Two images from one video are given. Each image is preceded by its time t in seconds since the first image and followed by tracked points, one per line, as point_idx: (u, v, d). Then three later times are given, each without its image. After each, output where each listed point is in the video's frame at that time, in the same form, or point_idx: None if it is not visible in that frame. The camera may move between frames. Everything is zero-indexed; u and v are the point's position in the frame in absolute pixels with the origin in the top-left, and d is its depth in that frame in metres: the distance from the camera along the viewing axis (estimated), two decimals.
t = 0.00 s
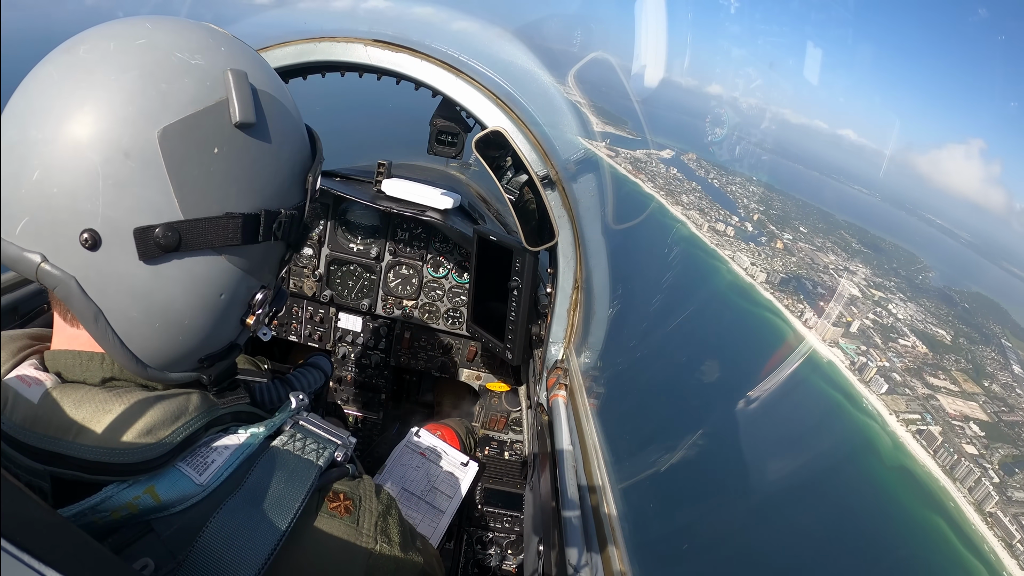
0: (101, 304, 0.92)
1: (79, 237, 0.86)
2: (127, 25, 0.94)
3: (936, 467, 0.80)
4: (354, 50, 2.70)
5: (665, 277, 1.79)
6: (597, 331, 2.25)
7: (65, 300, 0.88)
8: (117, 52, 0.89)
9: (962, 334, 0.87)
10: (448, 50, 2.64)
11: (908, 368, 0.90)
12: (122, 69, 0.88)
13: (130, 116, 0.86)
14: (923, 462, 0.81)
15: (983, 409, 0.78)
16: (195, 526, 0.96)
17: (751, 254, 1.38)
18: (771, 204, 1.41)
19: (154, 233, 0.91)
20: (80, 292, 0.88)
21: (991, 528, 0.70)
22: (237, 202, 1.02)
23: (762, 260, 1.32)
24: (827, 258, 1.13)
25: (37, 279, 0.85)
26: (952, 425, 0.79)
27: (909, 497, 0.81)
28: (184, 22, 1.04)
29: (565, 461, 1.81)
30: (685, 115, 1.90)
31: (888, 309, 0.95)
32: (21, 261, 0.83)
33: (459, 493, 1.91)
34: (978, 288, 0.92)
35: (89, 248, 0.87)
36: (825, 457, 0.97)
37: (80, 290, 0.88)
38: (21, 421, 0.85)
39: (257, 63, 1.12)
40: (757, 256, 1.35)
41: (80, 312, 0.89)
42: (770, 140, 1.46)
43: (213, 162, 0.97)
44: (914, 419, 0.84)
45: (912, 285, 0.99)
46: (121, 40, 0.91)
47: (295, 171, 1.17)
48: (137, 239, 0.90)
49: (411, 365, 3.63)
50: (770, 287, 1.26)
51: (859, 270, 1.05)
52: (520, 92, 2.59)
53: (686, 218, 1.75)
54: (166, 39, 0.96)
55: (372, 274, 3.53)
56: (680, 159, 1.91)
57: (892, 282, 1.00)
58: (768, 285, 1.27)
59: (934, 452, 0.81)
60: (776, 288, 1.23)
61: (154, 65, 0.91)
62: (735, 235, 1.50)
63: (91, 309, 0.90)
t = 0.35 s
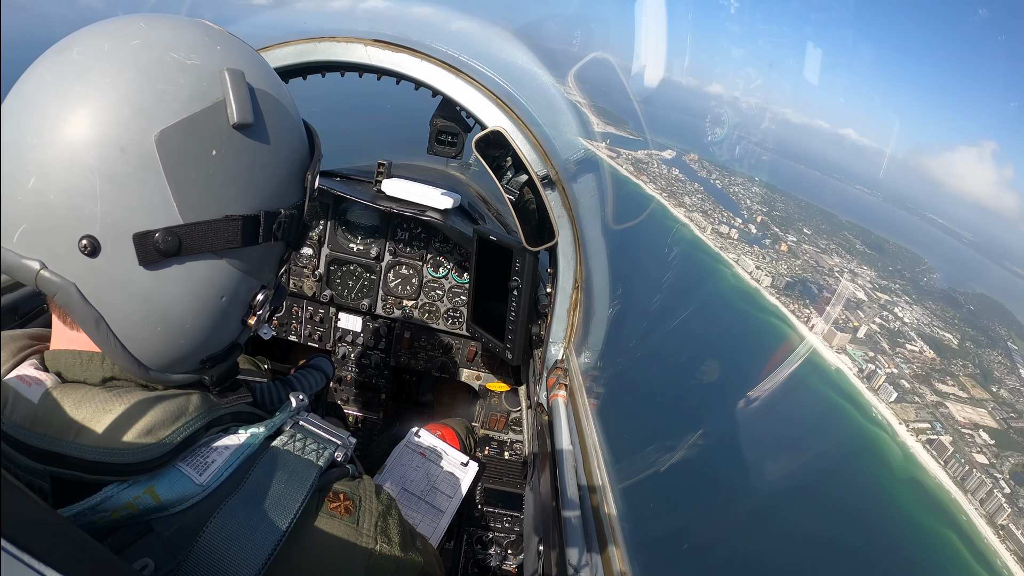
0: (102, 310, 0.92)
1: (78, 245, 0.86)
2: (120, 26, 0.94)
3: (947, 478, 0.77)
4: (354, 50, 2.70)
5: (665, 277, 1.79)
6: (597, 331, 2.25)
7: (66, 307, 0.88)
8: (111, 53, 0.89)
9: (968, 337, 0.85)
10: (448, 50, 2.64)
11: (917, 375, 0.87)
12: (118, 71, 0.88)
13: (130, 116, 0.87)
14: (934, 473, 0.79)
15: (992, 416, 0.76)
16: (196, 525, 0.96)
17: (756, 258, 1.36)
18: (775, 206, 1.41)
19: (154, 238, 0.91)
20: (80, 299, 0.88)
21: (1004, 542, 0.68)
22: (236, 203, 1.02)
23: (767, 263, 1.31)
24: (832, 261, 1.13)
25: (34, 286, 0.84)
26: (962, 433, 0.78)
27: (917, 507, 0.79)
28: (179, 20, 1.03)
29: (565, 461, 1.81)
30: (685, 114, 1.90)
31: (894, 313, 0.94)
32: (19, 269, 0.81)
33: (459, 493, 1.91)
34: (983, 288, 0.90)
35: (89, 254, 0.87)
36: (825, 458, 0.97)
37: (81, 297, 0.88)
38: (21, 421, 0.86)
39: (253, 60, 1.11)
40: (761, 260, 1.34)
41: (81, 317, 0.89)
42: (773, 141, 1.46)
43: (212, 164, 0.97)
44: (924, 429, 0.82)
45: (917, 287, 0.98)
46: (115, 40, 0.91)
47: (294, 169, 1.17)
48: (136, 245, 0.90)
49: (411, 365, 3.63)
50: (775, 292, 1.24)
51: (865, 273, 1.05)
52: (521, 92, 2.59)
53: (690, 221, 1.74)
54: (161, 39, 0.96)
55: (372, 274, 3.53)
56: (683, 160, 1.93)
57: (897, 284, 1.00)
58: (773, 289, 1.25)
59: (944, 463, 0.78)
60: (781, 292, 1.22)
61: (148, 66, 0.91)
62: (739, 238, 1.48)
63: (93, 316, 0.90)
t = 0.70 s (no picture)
0: (110, 319, 0.93)
1: (81, 255, 0.87)
2: (104, 26, 0.92)
3: (956, 490, 0.75)
4: (354, 50, 2.70)
5: (665, 277, 1.79)
6: (597, 331, 2.25)
7: (73, 319, 0.89)
8: (96, 57, 0.87)
9: (974, 342, 0.84)
10: (448, 50, 2.64)
11: (924, 382, 0.86)
12: (107, 74, 0.87)
13: (126, 122, 0.86)
14: (942, 484, 0.77)
15: (1000, 423, 0.74)
16: (194, 527, 0.96)
17: (760, 262, 1.34)
18: (777, 207, 1.40)
19: (159, 243, 0.92)
20: (86, 308, 0.90)
21: (1015, 557, 0.67)
22: (235, 203, 1.02)
23: (771, 268, 1.28)
24: (837, 264, 1.12)
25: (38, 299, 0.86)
26: (971, 443, 0.75)
27: (929, 521, 0.77)
28: (160, 16, 1.01)
29: (565, 461, 1.81)
30: (685, 115, 1.90)
31: (900, 318, 0.93)
32: (19, 282, 0.84)
33: (459, 493, 1.91)
34: (986, 291, 0.91)
35: (92, 265, 0.88)
36: (825, 457, 0.97)
37: (86, 307, 0.90)
38: (21, 421, 0.86)
39: (239, 52, 1.09)
40: (766, 264, 1.31)
41: (89, 327, 0.91)
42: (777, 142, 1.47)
43: (210, 164, 0.97)
44: (934, 439, 0.80)
45: (922, 290, 0.98)
46: (100, 43, 0.89)
47: (289, 160, 1.16)
48: (140, 250, 0.91)
49: (411, 365, 3.63)
50: (780, 297, 1.21)
51: (870, 276, 1.04)
52: (520, 92, 2.59)
53: (694, 226, 1.70)
54: (145, 37, 0.93)
55: (372, 274, 3.53)
56: (684, 161, 1.93)
57: (903, 287, 0.99)
58: (777, 295, 1.22)
59: (955, 475, 0.76)
60: (785, 298, 1.19)
61: (138, 67, 0.90)
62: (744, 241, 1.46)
63: (100, 324, 0.91)
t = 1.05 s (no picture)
0: (112, 338, 0.93)
1: (77, 280, 0.85)
2: (71, 31, 0.85)
3: (968, 505, 0.73)
4: (354, 50, 2.70)
5: (665, 276, 1.80)
6: (597, 331, 2.26)
7: (75, 343, 0.89)
8: (69, 71, 0.81)
9: (980, 347, 0.83)
10: (448, 50, 2.65)
11: (932, 391, 0.85)
12: (82, 89, 0.81)
13: (108, 142, 0.83)
14: (954, 500, 0.75)
15: (1009, 432, 0.74)
16: (195, 526, 0.96)
17: (766, 268, 1.32)
18: (779, 209, 1.40)
19: (155, 261, 0.92)
20: (88, 332, 0.89)
21: None
22: (227, 208, 1.02)
23: (775, 273, 1.27)
24: (841, 268, 1.12)
25: (38, 326, 0.85)
26: (981, 453, 0.75)
27: (927, 517, 0.78)
28: (127, 7, 0.93)
29: (565, 462, 1.81)
30: (686, 116, 1.92)
31: (906, 324, 0.93)
32: (18, 312, 0.83)
33: (459, 492, 1.91)
34: (989, 293, 0.90)
35: (89, 289, 0.86)
36: (825, 457, 0.97)
37: (87, 331, 0.89)
38: (21, 421, 0.86)
39: (217, 43, 1.04)
40: (770, 269, 1.30)
41: (92, 348, 0.90)
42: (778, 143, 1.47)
43: (198, 172, 0.95)
44: (944, 451, 0.79)
45: (926, 293, 0.99)
46: (69, 54, 0.82)
47: (275, 154, 1.15)
48: (137, 269, 0.90)
49: (411, 365, 3.64)
50: (786, 304, 1.19)
51: (874, 280, 1.05)
52: (521, 92, 2.59)
53: (696, 229, 1.69)
54: (116, 40, 0.87)
55: (372, 274, 3.53)
56: (686, 163, 1.95)
57: (907, 291, 1.00)
58: (782, 301, 1.20)
59: (966, 488, 0.74)
60: (791, 304, 1.17)
61: (115, 77, 0.85)
62: (749, 248, 1.44)
63: (103, 345, 0.91)
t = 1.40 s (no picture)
0: (118, 351, 0.93)
1: (80, 297, 0.84)
2: (54, 39, 0.82)
3: (978, 520, 0.73)
4: (354, 50, 2.70)
5: (665, 276, 1.80)
6: (597, 331, 2.26)
7: (81, 358, 0.89)
8: (56, 82, 0.79)
9: (985, 354, 0.85)
10: (448, 50, 2.64)
11: (940, 402, 0.84)
12: (72, 101, 0.79)
13: (104, 155, 0.82)
14: (965, 516, 0.75)
15: (1017, 444, 0.74)
16: (196, 527, 0.96)
17: (769, 276, 1.29)
18: (782, 215, 1.40)
19: (158, 273, 0.92)
20: (94, 347, 0.89)
21: None
22: (226, 215, 1.03)
23: (780, 282, 1.24)
24: (844, 276, 1.11)
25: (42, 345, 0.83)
26: (990, 466, 0.74)
27: (927, 518, 0.78)
28: (115, 10, 0.91)
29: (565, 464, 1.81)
30: (686, 120, 1.92)
31: (911, 332, 0.93)
32: (21, 334, 0.80)
33: (459, 493, 1.91)
34: (991, 298, 0.92)
35: (92, 305, 0.86)
36: (824, 459, 0.97)
37: (93, 346, 0.89)
38: (21, 422, 0.85)
39: (204, 43, 1.02)
40: (775, 278, 1.26)
41: (98, 361, 0.90)
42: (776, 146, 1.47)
43: (197, 179, 0.96)
44: (953, 464, 0.78)
45: (930, 300, 0.98)
46: (54, 65, 0.79)
47: (270, 154, 1.15)
48: (140, 284, 0.91)
49: (411, 365, 3.64)
50: (791, 313, 1.17)
51: (878, 287, 1.04)
52: (521, 93, 2.59)
53: (698, 235, 1.66)
54: (103, 48, 0.84)
55: (372, 274, 3.53)
56: (686, 168, 1.90)
57: (911, 297, 1.00)
58: (788, 312, 1.17)
59: (975, 504, 0.74)
60: (796, 314, 1.16)
61: (106, 86, 0.83)
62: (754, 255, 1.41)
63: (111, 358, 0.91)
